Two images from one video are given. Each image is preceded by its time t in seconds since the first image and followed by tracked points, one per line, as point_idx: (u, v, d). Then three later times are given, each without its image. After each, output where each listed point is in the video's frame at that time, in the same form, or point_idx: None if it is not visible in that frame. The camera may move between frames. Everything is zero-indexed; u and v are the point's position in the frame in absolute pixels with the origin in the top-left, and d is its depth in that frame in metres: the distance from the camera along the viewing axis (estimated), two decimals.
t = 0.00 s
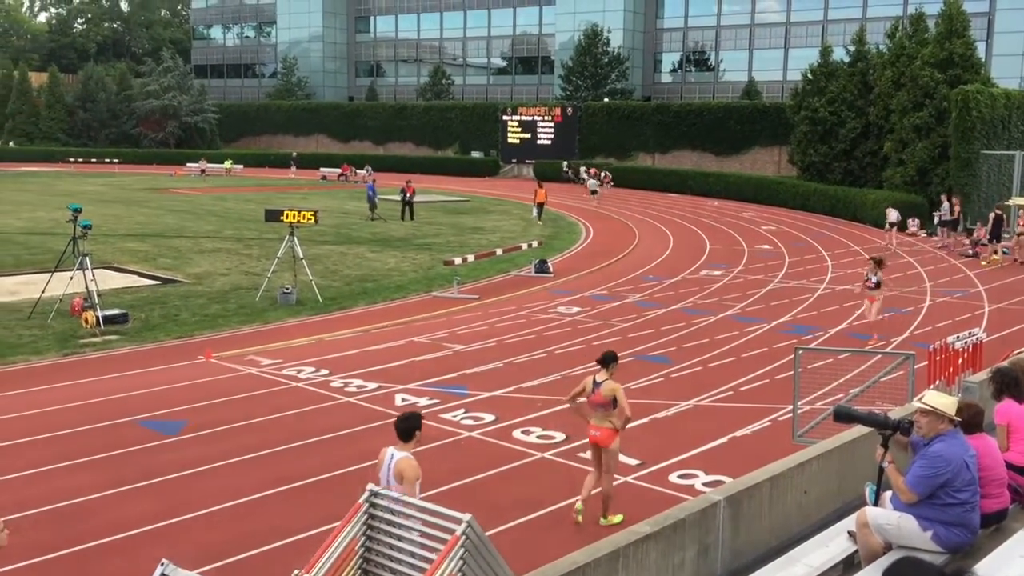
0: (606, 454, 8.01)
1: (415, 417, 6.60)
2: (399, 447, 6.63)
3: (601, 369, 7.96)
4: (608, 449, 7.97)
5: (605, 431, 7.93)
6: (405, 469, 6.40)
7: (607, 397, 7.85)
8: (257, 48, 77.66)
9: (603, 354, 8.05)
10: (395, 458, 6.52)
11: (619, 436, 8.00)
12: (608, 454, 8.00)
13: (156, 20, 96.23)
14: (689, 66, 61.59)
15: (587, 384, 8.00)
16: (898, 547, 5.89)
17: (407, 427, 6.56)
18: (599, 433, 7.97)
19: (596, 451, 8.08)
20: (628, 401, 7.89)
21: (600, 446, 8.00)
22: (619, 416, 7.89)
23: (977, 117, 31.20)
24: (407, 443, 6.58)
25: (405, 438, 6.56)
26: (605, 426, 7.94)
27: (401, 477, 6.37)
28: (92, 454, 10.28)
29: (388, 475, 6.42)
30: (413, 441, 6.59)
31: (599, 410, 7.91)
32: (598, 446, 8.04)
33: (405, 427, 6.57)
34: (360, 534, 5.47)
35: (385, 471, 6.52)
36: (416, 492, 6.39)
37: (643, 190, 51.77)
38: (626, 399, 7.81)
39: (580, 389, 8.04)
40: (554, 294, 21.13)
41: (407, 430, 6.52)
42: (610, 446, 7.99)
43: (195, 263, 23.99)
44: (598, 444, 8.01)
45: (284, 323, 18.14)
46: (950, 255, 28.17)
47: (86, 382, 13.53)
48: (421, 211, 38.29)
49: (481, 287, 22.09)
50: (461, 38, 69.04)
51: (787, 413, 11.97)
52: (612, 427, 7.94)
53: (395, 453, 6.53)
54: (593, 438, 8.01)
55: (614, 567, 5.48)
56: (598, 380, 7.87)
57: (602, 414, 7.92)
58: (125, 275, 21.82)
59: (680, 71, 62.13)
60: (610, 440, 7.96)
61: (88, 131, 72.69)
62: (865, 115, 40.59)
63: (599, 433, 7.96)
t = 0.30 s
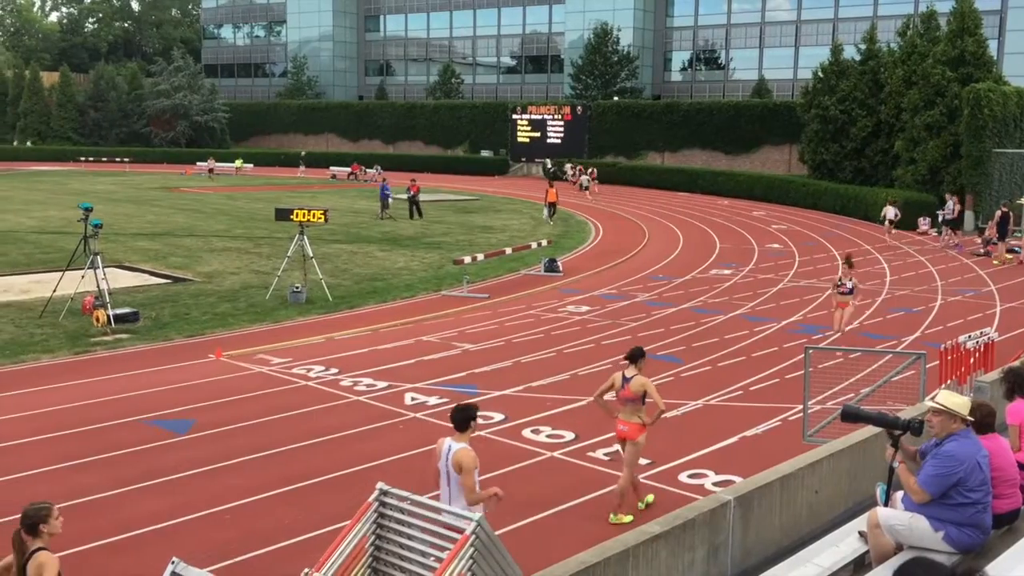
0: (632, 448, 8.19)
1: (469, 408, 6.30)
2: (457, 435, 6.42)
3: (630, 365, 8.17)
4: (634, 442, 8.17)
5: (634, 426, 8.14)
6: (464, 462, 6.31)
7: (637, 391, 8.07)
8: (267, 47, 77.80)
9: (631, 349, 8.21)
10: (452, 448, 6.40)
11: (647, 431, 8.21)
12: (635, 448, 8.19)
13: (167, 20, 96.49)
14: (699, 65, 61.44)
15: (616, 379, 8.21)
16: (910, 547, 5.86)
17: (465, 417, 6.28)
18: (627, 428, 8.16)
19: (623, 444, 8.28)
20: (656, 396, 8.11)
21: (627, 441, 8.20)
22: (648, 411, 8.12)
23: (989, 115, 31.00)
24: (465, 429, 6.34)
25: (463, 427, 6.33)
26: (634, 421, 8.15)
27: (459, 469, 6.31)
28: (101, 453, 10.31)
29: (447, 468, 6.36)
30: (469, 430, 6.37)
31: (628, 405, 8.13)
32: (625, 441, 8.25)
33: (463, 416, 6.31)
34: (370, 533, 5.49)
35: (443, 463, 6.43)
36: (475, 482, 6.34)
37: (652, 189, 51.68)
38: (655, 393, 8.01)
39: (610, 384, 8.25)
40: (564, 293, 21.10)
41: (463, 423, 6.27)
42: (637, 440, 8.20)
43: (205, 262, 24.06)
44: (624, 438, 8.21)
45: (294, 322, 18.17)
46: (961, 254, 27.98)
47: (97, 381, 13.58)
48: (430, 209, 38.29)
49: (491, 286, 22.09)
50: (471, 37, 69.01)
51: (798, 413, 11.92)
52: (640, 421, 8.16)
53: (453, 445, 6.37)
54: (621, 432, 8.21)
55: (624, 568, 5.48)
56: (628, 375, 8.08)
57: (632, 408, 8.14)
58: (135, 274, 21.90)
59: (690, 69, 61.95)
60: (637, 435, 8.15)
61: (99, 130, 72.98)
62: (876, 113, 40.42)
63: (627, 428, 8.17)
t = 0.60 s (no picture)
0: (662, 438, 8.61)
1: (522, 397, 6.76)
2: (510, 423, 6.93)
3: (657, 357, 8.43)
4: (664, 433, 8.59)
5: (661, 417, 8.55)
6: (518, 448, 6.82)
7: (664, 383, 8.38)
8: (280, 44, 77.93)
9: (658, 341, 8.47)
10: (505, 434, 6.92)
11: (674, 421, 8.61)
12: (664, 439, 8.61)
13: (179, 16, 96.74)
14: (711, 62, 61.25)
15: (644, 371, 8.50)
16: (922, 545, 5.85)
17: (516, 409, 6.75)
18: (655, 419, 8.58)
19: (652, 433, 8.71)
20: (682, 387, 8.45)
21: (655, 430, 8.62)
22: (675, 402, 8.49)
23: (1003, 113, 30.77)
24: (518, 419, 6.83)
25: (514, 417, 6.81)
26: (662, 412, 8.56)
27: (514, 455, 6.81)
28: (113, 448, 10.37)
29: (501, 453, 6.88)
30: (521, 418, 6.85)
31: (656, 396, 8.49)
32: (653, 430, 8.67)
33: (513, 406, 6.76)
34: (381, 529, 5.51)
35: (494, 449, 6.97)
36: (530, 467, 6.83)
37: (663, 186, 51.60)
38: (682, 386, 8.35)
39: (637, 376, 8.54)
40: (576, 290, 21.11)
41: (516, 412, 6.75)
42: (666, 430, 8.62)
43: (218, 258, 24.16)
44: (652, 427, 8.64)
45: (305, 318, 18.24)
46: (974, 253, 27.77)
47: (111, 376, 13.69)
48: (442, 206, 38.33)
49: (502, 283, 22.09)
50: (483, 33, 68.98)
51: (809, 411, 11.88)
52: (667, 413, 8.56)
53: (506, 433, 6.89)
54: (649, 422, 8.62)
55: (634, 565, 5.49)
56: (655, 368, 8.39)
57: (659, 400, 8.52)
58: (149, 270, 22.03)
59: (702, 66, 61.78)
60: (665, 425, 8.56)
61: (113, 126, 73.28)
62: (889, 110, 40.25)
63: (655, 419, 8.59)
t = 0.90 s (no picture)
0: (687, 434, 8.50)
1: (568, 387, 6.68)
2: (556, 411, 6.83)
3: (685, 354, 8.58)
4: (690, 428, 8.50)
5: (688, 411, 8.46)
6: (565, 436, 6.71)
7: (691, 378, 8.41)
8: (292, 42, 78.11)
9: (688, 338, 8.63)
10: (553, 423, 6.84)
11: (700, 418, 8.52)
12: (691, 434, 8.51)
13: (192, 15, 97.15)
14: (723, 61, 61.09)
15: (672, 367, 8.59)
16: (933, 547, 5.83)
17: (562, 397, 6.66)
18: (681, 413, 8.48)
19: (677, 430, 8.57)
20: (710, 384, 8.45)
21: (681, 426, 8.51)
22: (702, 398, 8.44)
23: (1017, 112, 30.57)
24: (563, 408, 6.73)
25: (560, 405, 6.72)
26: (688, 407, 8.47)
27: (561, 443, 6.71)
28: (123, 445, 10.41)
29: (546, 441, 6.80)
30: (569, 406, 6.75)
31: (682, 391, 8.47)
32: (678, 426, 8.55)
33: (559, 396, 6.69)
34: (392, 526, 5.53)
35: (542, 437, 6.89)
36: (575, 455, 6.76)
37: (674, 185, 51.50)
38: (709, 381, 8.36)
39: (665, 371, 8.62)
40: (586, 289, 21.08)
41: (562, 400, 6.67)
42: (691, 426, 8.51)
43: (230, 256, 24.26)
44: (677, 423, 8.53)
45: (317, 316, 18.30)
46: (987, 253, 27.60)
47: (124, 373, 13.77)
48: (453, 205, 38.38)
49: (513, 282, 22.12)
50: (494, 32, 68.99)
51: (821, 412, 11.83)
52: (694, 408, 8.47)
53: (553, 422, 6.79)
54: (674, 418, 8.52)
55: (644, 564, 5.50)
56: (683, 363, 8.49)
57: (686, 395, 8.47)
58: (162, 268, 22.13)
59: (714, 65, 61.63)
60: (692, 420, 8.46)
61: (126, 125, 73.60)
62: (902, 109, 40.05)
63: (682, 414, 8.49)
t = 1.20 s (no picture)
0: (718, 427, 8.79)
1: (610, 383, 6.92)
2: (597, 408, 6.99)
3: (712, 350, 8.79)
4: (720, 423, 8.76)
5: (718, 406, 8.72)
6: (608, 431, 6.80)
7: (721, 374, 8.66)
8: (302, 43, 78.26)
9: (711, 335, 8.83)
10: (596, 418, 6.93)
11: (730, 411, 8.81)
12: (721, 428, 8.79)
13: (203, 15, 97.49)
14: (733, 61, 60.94)
15: (699, 363, 8.80)
16: (944, 550, 5.80)
17: (606, 394, 6.89)
18: (712, 409, 8.75)
19: (708, 424, 8.88)
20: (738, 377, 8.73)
21: (712, 420, 8.79)
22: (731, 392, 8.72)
23: None
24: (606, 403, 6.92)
25: (604, 402, 6.92)
26: (718, 402, 8.74)
27: (603, 437, 6.80)
28: (130, 445, 10.44)
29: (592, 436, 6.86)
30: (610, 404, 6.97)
31: (712, 387, 8.73)
32: (709, 421, 8.83)
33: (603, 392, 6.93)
34: (400, 527, 5.55)
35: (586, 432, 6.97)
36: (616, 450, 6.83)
37: (683, 186, 51.40)
38: (738, 375, 8.61)
39: (693, 367, 8.81)
40: (595, 290, 21.07)
41: (606, 395, 6.88)
42: (721, 420, 8.79)
43: (240, 256, 24.32)
44: (709, 418, 8.80)
45: (326, 316, 18.34)
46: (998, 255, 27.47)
47: (135, 373, 13.83)
48: (462, 205, 38.41)
49: (522, 282, 22.15)
50: (504, 32, 69.05)
51: (831, 413, 11.82)
52: (724, 402, 8.75)
53: (596, 417, 6.91)
54: (705, 413, 8.78)
55: (652, 566, 5.50)
56: (712, 359, 8.69)
57: (715, 390, 8.74)
58: (172, 267, 22.22)
59: (724, 66, 61.49)
60: (722, 415, 8.74)
61: (136, 125, 73.91)
62: (912, 110, 39.87)
63: (712, 409, 8.75)
